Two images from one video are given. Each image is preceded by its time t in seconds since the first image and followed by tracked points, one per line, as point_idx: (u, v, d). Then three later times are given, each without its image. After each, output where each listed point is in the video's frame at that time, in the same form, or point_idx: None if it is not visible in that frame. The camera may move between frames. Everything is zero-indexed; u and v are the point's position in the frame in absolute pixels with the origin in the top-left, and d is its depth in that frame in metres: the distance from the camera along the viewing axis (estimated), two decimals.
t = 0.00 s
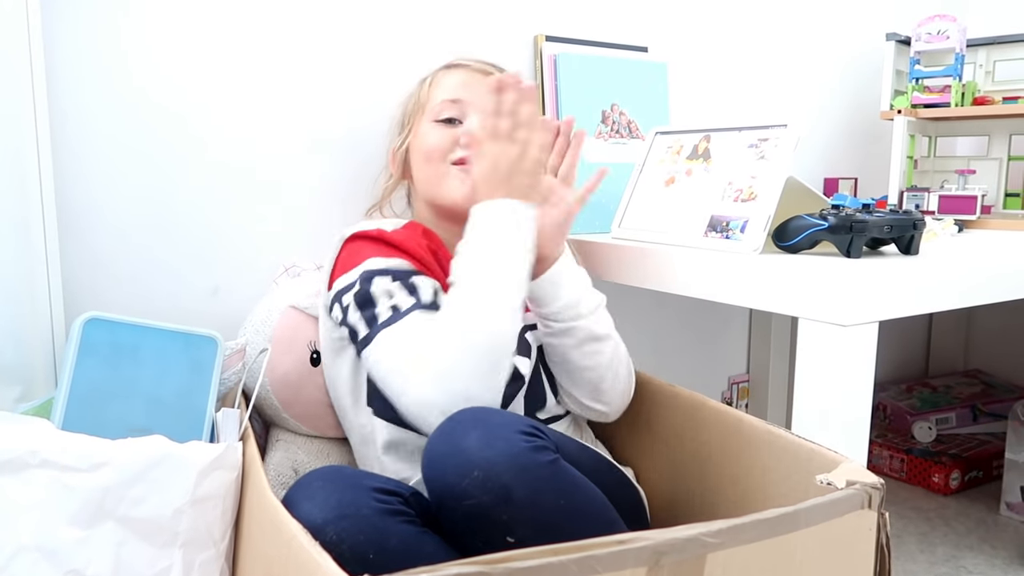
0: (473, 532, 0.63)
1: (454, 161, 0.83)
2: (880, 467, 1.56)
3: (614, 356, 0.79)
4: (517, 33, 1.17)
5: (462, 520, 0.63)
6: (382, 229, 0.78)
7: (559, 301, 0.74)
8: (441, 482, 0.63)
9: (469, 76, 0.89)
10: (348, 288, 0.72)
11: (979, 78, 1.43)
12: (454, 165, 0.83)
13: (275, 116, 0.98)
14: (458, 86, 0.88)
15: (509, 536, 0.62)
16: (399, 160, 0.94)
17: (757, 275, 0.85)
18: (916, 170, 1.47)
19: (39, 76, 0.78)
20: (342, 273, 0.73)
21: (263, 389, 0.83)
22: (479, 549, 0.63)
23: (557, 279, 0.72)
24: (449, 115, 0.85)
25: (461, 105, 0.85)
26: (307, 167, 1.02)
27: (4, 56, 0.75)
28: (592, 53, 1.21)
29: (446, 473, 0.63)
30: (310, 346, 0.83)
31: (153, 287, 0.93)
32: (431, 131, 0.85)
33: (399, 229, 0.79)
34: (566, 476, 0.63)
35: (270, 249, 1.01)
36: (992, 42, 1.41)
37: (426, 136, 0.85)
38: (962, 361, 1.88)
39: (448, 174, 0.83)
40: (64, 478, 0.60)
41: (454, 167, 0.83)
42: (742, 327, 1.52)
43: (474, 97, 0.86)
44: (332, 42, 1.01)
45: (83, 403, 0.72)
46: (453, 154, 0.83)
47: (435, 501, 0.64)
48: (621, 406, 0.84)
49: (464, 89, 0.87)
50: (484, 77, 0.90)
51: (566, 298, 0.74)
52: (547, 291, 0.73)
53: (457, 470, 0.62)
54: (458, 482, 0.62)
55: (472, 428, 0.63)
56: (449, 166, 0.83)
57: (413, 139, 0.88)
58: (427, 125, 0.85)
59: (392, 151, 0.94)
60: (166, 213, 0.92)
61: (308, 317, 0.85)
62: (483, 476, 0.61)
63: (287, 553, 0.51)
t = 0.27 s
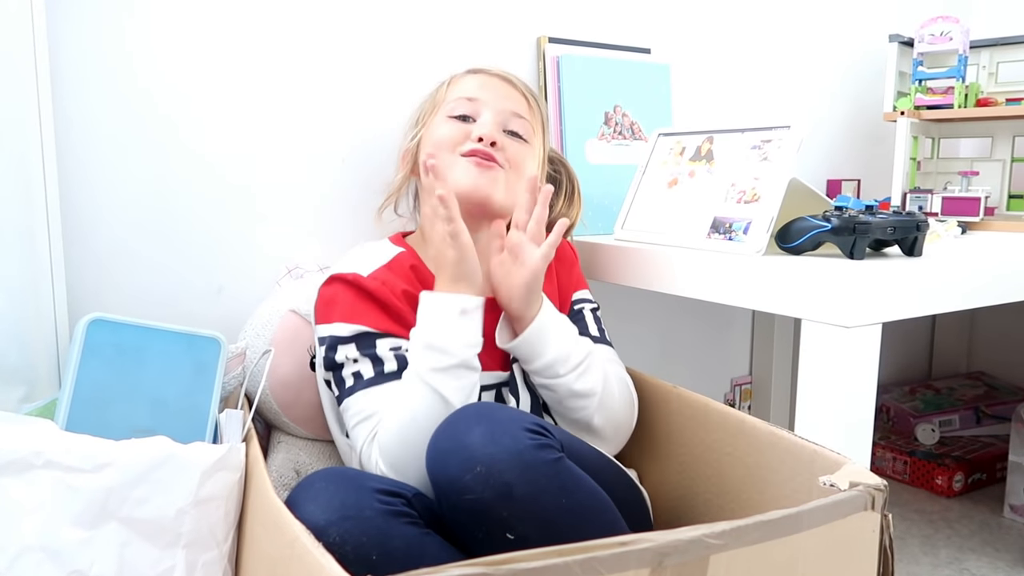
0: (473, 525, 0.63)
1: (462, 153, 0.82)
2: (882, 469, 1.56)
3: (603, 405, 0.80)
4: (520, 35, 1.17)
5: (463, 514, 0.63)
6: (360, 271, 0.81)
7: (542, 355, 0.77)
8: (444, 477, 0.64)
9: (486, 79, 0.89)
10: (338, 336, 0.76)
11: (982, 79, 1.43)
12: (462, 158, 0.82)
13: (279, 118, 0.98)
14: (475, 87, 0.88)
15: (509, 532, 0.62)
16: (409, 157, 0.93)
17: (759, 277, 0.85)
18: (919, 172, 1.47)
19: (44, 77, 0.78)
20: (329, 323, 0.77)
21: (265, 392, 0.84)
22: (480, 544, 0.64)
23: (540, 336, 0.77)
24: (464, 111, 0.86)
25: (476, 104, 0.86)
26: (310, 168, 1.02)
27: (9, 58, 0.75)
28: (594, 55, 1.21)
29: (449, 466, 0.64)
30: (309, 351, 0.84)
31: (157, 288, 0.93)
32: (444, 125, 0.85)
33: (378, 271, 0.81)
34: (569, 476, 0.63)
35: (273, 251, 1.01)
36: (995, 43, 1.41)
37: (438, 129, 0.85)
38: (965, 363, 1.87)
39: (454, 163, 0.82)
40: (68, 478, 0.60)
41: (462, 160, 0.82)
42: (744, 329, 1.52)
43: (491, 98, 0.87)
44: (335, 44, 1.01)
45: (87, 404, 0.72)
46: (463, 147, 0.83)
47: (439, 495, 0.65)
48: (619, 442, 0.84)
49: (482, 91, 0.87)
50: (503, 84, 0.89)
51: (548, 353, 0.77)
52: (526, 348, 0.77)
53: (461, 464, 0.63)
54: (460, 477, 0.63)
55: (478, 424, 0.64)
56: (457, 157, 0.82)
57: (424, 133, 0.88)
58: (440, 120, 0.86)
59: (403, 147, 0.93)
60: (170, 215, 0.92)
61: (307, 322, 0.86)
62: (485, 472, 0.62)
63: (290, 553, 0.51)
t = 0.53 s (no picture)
0: (474, 524, 0.63)
1: (464, 156, 0.83)
2: (882, 470, 1.56)
3: (596, 417, 0.80)
4: (520, 36, 1.17)
5: (464, 514, 0.63)
6: (362, 277, 0.81)
7: (525, 366, 0.79)
8: (446, 475, 0.64)
9: (496, 84, 0.88)
10: (340, 341, 0.76)
11: (982, 81, 1.43)
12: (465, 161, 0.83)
13: (278, 119, 0.98)
14: (483, 90, 0.88)
15: (510, 532, 0.62)
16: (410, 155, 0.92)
17: (759, 278, 0.85)
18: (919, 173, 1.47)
19: (43, 78, 0.78)
20: (330, 325, 0.78)
21: (264, 393, 0.84)
22: (481, 545, 0.63)
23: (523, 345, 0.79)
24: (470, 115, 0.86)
25: (483, 109, 0.86)
26: (309, 170, 1.02)
27: (8, 59, 0.75)
28: (594, 56, 1.21)
29: (451, 464, 0.64)
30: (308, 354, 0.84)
31: (157, 290, 0.93)
32: (449, 127, 0.85)
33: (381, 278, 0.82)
34: (570, 475, 0.63)
35: (273, 252, 1.01)
36: (994, 45, 1.41)
37: (443, 130, 0.85)
38: (965, 364, 1.87)
39: (456, 166, 0.82)
40: (68, 480, 0.60)
41: (464, 163, 0.82)
42: (744, 330, 1.52)
43: (498, 104, 0.86)
44: (335, 45, 1.01)
45: (87, 406, 0.72)
46: (466, 150, 0.83)
47: (441, 494, 0.65)
48: (621, 453, 0.84)
49: (490, 95, 0.87)
50: (512, 91, 0.89)
51: (532, 363, 0.79)
52: (512, 357, 0.80)
53: (463, 462, 0.63)
54: (462, 475, 0.63)
55: (480, 423, 0.65)
56: (459, 159, 0.83)
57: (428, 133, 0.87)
58: (446, 121, 0.86)
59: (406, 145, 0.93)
60: (170, 216, 0.92)
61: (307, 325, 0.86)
62: (486, 470, 0.62)
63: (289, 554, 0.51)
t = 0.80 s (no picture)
0: (474, 524, 0.63)
1: (477, 177, 0.83)
2: (881, 472, 1.56)
3: (611, 411, 0.82)
4: (519, 39, 1.17)
5: (465, 513, 0.63)
6: (378, 269, 0.81)
7: (547, 351, 0.81)
8: (447, 475, 0.64)
9: (519, 99, 0.86)
10: (358, 329, 0.75)
11: (980, 83, 1.43)
12: (476, 181, 0.83)
13: (278, 121, 0.98)
14: (505, 105, 0.86)
15: (510, 532, 0.62)
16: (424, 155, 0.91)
17: (758, 280, 0.85)
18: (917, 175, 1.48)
19: (43, 80, 0.78)
20: (348, 314, 0.76)
21: (264, 395, 0.84)
22: (480, 544, 0.63)
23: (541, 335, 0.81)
24: (488, 130, 0.84)
25: (502, 126, 0.84)
26: (308, 172, 1.02)
27: (8, 60, 0.75)
28: (593, 58, 1.21)
29: (452, 465, 0.64)
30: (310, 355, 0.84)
31: (156, 292, 0.93)
32: (465, 140, 0.84)
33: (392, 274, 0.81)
34: (570, 475, 0.63)
35: (272, 254, 1.01)
36: (993, 47, 1.42)
37: (459, 143, 0.84)
38: (964, 366, 1.88)
39: (467, 186, 0.83)
40: (68, 481, 0.60)
41: (475, 184, 0.82)
42: (743, 332, 1.52)
43: (517, 121, 0.85)
44: (335, 47, 1.01)
45: (86, 407, 0.72)
46: (480, 170, 0.83)
47: (440, 494, 0.65)
48: (625, 455, 0.84)
49: (512, 110, 0.85)
50: (535, 106, 0.86)
51: (553, 348, 0.81)
52: (533, 344, 0.81)
53: (464, 462, 0.63)
54: (463, 475, 0.63)
55: (481, 423, 0.65)
56: (471, 179, 0.83)
57: (444, 142, 0.87)
58: (463, 133, 0.85)
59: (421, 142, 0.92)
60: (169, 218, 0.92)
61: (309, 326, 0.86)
62: (487, 470, 0.62)
63: (290, 555, 0.51)
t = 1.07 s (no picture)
0: (477, 527, 0.63)
1: (472, 213, 0.77)
2: (885, 474, 1.55)
3: (615, 412, 0.81)
4: (521, 40, 1.17)
5: (468, 516, 0.63)
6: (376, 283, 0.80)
7: (556, 348, 0.81)
8: (449, 477, 0.64)
9: (526, 126, 0.78)
10: (356, 346, 0.73)
11: (984, 84, 1.43)
12: (472, 218, 0.77)
13: (280, 123, 0.98)
14: (511, 133, 0.78)
15: (514, 534, 0.62)
16: (425, 170, 0.85)
17: (761, 281, 0.85)
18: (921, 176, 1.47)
19: (45, 82, 0.78)
20: (348, 331, 0.74)
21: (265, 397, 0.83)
22: (484, 546, 0.63)
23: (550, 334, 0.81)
24: (490, 161, 0.77)
25: (505, 158, 0.77)
26: (311, 173, 1.02)
27: (9, 62, 0.75)
28: (595, 59, 1.21)
29: (455, 467, 0.64)
30: (310, 358, 0.84)
31: (158, 294, 0.93)
32: (465, 170, 0.78)
33: (391, 286, 0.79)
34: (573, 478, 0.63)
35: (274, 256, 1.01)
36: (996, 48, 1.41)
37: (458, 172, 0.78)
38: (968, 368, 1.87)
39: (461, 223, 0.77)
40: (70, 483, 0.60)
41: (470, 221, 0.77)
42: (746, 334, 1.52)
43: (522, 152, 0.77)
44: (337, 49, 1.01)
45: (89, 409, 0.72)
46: (477, 206, 0.77)
47: (443, 496, 0.65)
48: (625, 457, 0.83)
49: (519, 139, 0.78)
50: (544, 135, 0.79)
51: (562, 346, 0.81)
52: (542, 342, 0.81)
53: (466, 465, 0.63)
54: (466, 477, 0.63)
55: (484, 425, 0.65)
56: (466, 217, 0.77)
57: (444, 167, 0.80)
58: (464, 162, 0.78)
59: (424, 153, 0.85)
60: (172, 220, 0.92)
61: (309, 329, 0.86)
62: (490, 473, 0.62)
63: (291, 558, 0.51)
